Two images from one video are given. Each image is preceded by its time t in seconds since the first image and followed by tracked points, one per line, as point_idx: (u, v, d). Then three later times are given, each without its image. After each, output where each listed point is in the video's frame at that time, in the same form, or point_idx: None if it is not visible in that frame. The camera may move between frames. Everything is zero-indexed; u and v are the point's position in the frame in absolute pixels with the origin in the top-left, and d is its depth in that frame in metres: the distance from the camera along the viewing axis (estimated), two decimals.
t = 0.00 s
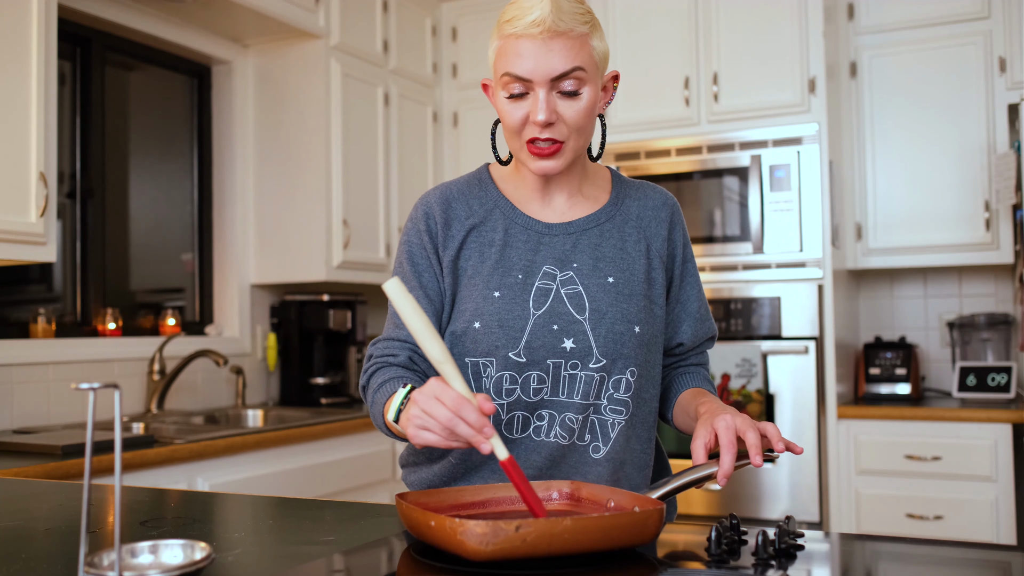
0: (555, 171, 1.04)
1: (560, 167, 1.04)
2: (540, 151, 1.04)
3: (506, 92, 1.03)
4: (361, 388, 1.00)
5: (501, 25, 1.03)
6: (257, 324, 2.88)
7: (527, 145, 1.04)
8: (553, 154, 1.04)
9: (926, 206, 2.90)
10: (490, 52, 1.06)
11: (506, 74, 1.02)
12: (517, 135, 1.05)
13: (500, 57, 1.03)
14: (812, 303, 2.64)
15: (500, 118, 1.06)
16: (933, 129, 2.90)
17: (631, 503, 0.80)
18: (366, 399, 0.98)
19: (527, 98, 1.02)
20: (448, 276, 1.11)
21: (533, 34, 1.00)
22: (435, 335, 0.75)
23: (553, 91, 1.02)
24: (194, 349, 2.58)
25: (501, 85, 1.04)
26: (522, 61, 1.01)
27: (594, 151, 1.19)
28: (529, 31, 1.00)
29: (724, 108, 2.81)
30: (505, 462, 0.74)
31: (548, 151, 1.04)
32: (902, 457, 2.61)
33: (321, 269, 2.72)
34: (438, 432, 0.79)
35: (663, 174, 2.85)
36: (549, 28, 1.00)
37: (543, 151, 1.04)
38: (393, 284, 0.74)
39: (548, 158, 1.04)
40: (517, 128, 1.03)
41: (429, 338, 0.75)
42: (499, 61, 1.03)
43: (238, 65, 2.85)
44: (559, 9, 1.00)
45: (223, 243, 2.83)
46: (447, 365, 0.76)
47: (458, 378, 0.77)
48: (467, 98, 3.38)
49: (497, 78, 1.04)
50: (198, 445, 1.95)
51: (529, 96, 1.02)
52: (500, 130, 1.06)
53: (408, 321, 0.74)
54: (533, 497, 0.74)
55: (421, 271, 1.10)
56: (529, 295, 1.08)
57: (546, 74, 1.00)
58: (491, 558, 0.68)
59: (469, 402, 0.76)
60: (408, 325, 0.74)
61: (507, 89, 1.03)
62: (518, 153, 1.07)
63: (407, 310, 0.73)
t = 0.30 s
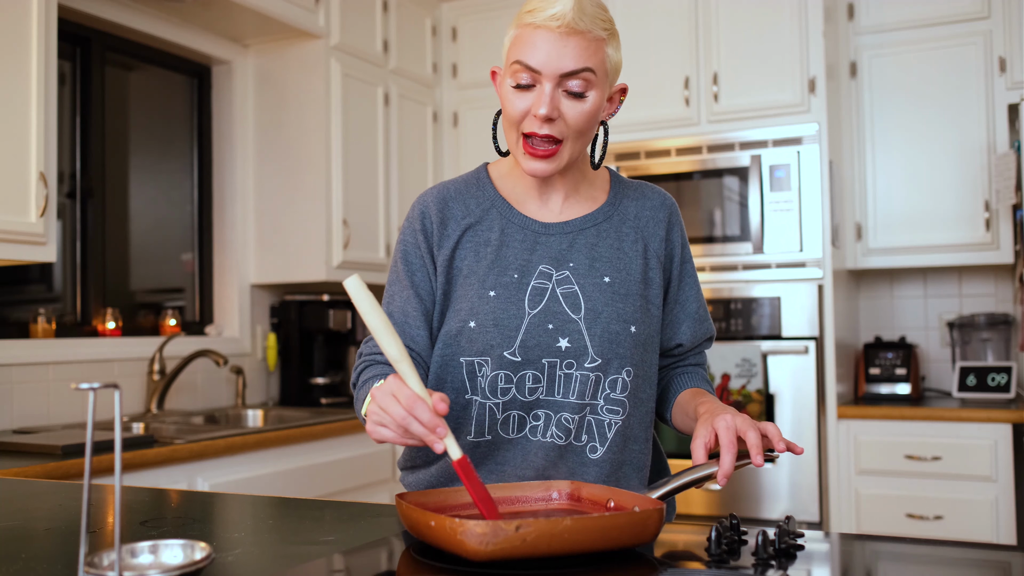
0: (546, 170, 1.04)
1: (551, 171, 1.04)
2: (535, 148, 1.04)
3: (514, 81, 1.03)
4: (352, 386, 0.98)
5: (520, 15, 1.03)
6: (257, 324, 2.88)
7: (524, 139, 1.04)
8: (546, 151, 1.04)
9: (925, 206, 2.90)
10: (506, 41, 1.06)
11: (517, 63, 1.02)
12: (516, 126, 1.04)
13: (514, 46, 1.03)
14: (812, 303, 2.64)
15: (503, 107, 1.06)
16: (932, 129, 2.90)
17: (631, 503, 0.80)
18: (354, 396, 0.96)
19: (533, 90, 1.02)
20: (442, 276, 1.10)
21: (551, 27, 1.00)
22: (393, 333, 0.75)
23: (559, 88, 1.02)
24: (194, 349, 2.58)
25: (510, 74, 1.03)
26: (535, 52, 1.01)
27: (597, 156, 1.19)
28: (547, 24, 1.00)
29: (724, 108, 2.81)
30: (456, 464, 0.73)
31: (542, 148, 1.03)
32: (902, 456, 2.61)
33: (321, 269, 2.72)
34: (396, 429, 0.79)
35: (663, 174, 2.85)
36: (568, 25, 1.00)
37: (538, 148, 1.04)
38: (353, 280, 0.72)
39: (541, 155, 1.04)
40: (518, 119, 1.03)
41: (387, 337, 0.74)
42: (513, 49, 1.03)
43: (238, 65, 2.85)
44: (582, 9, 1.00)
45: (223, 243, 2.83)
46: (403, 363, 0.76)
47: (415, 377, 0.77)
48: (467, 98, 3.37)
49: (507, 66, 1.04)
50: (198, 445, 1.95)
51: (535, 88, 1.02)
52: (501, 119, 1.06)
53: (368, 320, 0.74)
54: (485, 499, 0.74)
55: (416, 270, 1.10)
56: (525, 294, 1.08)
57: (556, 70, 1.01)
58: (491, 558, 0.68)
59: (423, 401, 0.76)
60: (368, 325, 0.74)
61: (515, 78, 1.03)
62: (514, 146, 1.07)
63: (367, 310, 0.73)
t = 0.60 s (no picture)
0: (552, 171, 1.04)
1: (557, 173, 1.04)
2: (541, 148, 1.04)
3: (519, 83, 1.03)
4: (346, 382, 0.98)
5: (526, 16, 1.02)
6: (257, 324, 2.88)
7: (530, 140, 1.04)
8: (552, 153, 1.04)
9: (925, 205, 2.90)
10: (511, 41, 1.06)
11: (523, 64, 1.02)
12: (521, 127, 1.04)
13: (520, 47, 1.03)
14: (812, 303, 2.64)
15: (508, 108, 1.06)
16: (932, 129, 2.90)
17: (631, 503, 0.80)
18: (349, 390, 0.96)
19: (539, 91, 1.02)
20: (442, 275, 1.10)
21: (559, 29, 1.00)
22: (376, 321, 0.76)
23: (566, 89, 1.02)
24: (194, 349, 2.58)
25: (516, 75, 1.03)
26: (542, 54, 1.01)
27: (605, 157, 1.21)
28: (555, 26, 1.00)
29: (724, 108, 2.81)
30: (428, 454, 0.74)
31: (549, 150, 1.04)
32: (902, 457, 2.61)
33: (321, 268, 2.72)
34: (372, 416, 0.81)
35: (664, 174, 2.85)
36: (576, 27, 1.00)
37: (544, 148, 1.04)
38: (342, 267, 0.72)
39: (547, 157, 1.04)
40: (524, 120, 1.03)
41: (371, 323, 0.75)
42: (518, 51, 1.03)
43: (238, 65, 2.85)
44: (589, 11, 1.00)
45: (223, 243, 2.83)
46: (385, 352, 0.78)
47: (395, 366, 0.78)
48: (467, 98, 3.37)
49: (512, 67, 1.04)
50: (198, 445, 1.95)
51: (541, 90, 1.02)
52: (506, 119, 1.06)
53: (353, 307, 0.74)
54: (454, 494, 0.75)
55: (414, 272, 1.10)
56: (524, 293, 1.08)
57: (563, 73, 1.01)
58: (491, 557, 0.68)
59: (400, 391, 0.78)
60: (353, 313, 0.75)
61: (520, 79, 1.03)
62: (520, 147, 1.07)
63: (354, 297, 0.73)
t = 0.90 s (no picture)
0: (560, 166, 1.04)
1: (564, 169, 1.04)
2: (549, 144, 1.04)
3: (526, 80, 1.03)
4: (340, 371, 0.97)
5: (531, 14, 1.03)
6: (257, 324, 2.88)
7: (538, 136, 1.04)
8: (559, 148, 1.04)
9: (925, 205, 2.90)
10: (515, 39, 1.06)
11: (530, 61, 1.02)
12: (528, 124, 1.04)
13: (525, 44, 1.03)
14: (812, 303, 2.64)
15: (514, 106, 1.06)
16: (932, 129, 2.90)
17: (631, 503, 0.80)
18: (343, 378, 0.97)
19: (546, 87, 1.02)
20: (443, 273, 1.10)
21: (565, 25, 1.00)
22: (416, 273, 0.73)
23: (573, 85, 1.02)
24: (193, 349, 2.58)
25: (522, 72, 1.03)
26: (548, 50, 1.01)
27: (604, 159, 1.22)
28: (561, 22, 1.00)
29: (724, 108, 2.81)
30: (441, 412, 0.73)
31: (556, 147, 1.04)
32: (902, 457, 2.61)
33: (321, 269, 2.72)
34: (390, 365, 0.76)
35: (664, 174, 2.85)
36: (582, 23, 1.00)
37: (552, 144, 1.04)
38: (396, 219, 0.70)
39: (554, 155, 1.04)
40: (531, 116, 1.03)
41: (410, 276, 0.72)
42: (524, 48, 1.03)
43: (238, 65, 2.85)
44: (595, 7, 1.00)
45: (223, 242, 2.83)
46: (418, 305, 0.74)
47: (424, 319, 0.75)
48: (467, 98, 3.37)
49: (518, 64, 1.04)
50: (198, 445, 1.95)
51: (549, 86, 1.02)
52: (513, 117, 1.05)
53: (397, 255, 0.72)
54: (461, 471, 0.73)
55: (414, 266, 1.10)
56: (525, 292, 1.09)
57: (570, 68, 1.01)
58: (491, 558, 0.68)
59: (425, 341, 0.74)
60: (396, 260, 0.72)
61: (527, 76, 1.02)
62: (527, 145, 1.07)
63: (399, 243, 0.70)
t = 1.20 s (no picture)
0: (563, 166, 1.04)
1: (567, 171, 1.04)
2: (553, 144, 1.04)
3: (529, 81, 1.03)
4: (343, 360, 0.98)
5: (534, 15, 1.03)
6: (257, 324, 2.88)
7: (541, 137, 1.04)
8: (564, 148, 1.04)
9: (925, 205, 2.90)
10: (519, 41, 1.06)
11: (534, 62, 1.02)
12: (532, 125, 1.04)
13: (529, 46, 1.03)
14: (812, 303, 2.64)
15: (517, 107, 1.06)
16: (932, 129, 2.90)
17: (631, 503, 0.80)
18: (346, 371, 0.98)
19: (550, 89, 1.02)
20: (446, 271, 1.10)
21: (569, 27, 1.00)
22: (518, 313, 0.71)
23: (577, 87, 1.02)
24: (193, 349, 2.58)
25: (525, 73, 1.03)
26: (552, 52, 1.01)
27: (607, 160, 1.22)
28: (565, 24, 1.00)
29: (724, 108, 2.81)
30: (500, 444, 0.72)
31: (560, 148, 1.04)
32: (902, 457, 2.61)
33: (321, 269, 2.72)
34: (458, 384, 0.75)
35: (664, 174, 2.85)
36: (586, 25, 1.00)
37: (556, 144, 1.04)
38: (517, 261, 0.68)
39: (557, 155, 1.04)
40: (535, 117, 1.03)
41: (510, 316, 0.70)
42: (527, 50, 1.03)
43: (238, 65, 2.85)
44: (599, 10, 1.00)
45: (223, 242, 2.83)
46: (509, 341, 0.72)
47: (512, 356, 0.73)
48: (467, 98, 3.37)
49: (522, 66, 1.04)
50: (197, 445, 1.95)
51: (552, 87, 1.02)
52: (516, 118, 1.06)
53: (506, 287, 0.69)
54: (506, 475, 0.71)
55: (419, 260, 1.09)
56: (527, 292, 1.09)
57: (574, 69, 1.01)
58: (492, 558, 0.68)
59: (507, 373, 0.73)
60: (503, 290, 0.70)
61: (531, 77, 1.02)
62: (530, 146, 1.07)
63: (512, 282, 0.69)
